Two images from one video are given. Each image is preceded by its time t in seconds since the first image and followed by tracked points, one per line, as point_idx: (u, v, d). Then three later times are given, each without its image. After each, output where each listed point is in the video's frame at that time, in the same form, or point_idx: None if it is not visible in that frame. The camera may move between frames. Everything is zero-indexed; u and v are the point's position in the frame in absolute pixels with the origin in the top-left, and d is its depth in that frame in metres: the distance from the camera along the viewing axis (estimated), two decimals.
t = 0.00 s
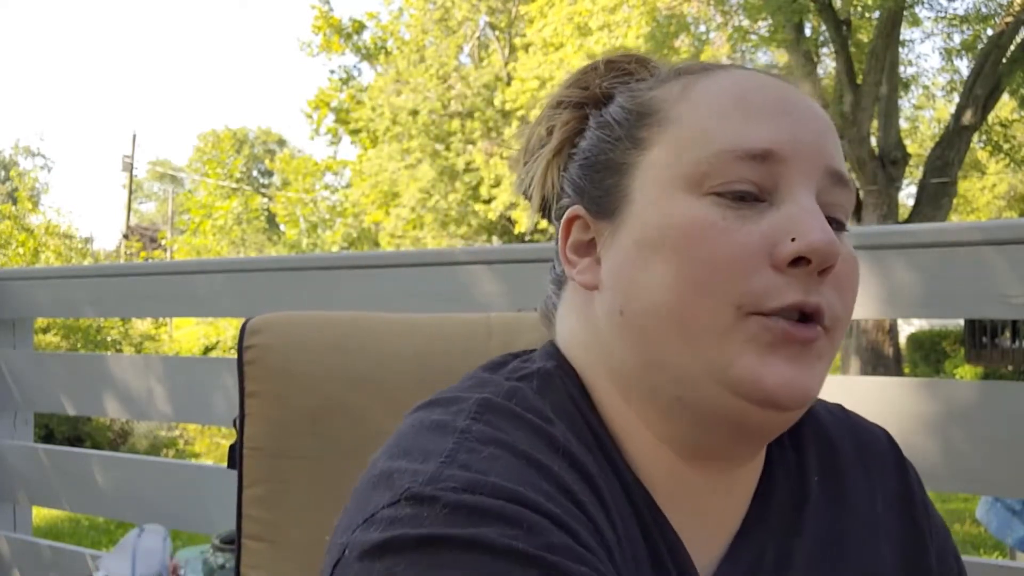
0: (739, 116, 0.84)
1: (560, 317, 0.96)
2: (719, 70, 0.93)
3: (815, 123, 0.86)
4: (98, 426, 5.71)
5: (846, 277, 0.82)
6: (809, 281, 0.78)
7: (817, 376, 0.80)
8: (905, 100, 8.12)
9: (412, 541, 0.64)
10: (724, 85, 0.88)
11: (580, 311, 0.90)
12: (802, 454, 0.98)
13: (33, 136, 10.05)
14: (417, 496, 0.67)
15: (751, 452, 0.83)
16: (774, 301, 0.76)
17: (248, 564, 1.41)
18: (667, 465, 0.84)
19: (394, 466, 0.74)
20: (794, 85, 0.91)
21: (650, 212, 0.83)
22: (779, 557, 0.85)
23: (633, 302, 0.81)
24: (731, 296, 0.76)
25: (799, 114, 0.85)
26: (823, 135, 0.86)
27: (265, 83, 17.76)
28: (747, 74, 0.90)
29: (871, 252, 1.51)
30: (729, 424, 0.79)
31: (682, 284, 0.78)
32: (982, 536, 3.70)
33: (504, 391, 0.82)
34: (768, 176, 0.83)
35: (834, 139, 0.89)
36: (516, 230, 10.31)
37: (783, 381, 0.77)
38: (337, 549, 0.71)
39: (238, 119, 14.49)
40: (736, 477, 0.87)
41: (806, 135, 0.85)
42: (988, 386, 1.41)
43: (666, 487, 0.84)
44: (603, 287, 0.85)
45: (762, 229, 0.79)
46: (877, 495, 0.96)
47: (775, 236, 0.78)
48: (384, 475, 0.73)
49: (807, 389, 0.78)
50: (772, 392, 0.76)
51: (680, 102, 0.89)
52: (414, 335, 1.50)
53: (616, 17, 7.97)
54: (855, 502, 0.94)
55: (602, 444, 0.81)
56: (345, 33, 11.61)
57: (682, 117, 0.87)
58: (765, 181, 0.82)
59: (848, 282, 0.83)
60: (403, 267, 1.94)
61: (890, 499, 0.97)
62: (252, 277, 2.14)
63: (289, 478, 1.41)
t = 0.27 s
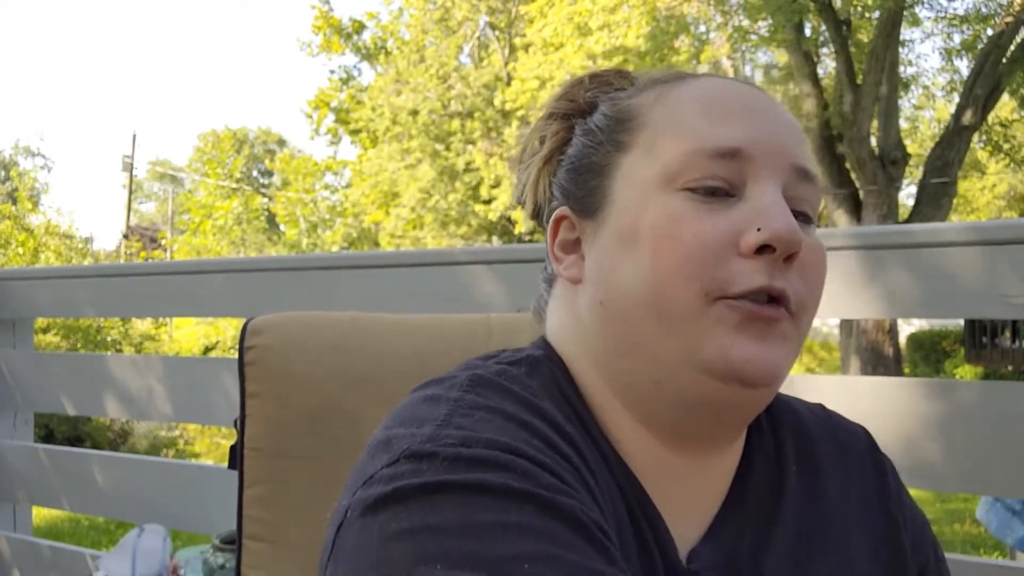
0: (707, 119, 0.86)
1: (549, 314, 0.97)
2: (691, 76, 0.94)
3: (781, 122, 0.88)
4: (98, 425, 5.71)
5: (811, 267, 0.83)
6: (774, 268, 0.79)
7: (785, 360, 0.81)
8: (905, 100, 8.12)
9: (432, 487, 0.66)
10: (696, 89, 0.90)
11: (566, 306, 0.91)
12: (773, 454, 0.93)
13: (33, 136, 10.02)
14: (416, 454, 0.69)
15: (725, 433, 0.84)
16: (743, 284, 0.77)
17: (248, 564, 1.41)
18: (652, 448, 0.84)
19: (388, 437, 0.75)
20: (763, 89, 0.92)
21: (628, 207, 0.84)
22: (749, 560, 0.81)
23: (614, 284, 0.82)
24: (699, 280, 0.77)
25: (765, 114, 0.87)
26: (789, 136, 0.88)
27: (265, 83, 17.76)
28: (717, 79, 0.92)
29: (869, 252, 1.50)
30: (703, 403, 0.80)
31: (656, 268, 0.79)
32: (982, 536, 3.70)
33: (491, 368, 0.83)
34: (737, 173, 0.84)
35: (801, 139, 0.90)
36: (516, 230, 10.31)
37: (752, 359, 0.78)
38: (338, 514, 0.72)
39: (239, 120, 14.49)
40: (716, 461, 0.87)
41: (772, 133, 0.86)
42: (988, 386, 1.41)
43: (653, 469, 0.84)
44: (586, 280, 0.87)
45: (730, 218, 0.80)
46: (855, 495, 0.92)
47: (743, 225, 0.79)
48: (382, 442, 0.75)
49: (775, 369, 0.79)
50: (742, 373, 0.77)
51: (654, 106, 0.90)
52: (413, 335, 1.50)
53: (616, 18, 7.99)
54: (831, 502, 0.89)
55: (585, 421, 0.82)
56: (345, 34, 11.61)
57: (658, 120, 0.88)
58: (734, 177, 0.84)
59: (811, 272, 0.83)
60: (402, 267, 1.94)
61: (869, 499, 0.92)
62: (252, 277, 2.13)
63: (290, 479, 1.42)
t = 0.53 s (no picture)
0: (649, 118, 0.86)
1: (522, 313, 0.98)
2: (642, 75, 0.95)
3: (727, 117, 0.87)
4: (98, 425, 5.70)
5: (752, 258, 0.84)
6: (712, 260, 0.79)
7: (727, 349, 0.81)
8: (905, 100, 8.13)
9: (358, 454, 0.66)
10: (642, 88, 0.90)
11: (532, 304, 0.92)
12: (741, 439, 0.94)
13: (32, 136, 10.01)
14: (357, 427, 0.70)
15: (678, 421, 0.84)
16: (680, 275, 0.78)
17: (248, 565, 1.41)
18: (608, 433, 0.84)
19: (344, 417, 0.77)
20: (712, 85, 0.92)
21: (577, 207, 0.86)
22: (705, 542, 0.83)
23: (563, 278, 0.84)
24: (637, 274, 0.79)
25: (709, 108, 0.86)
26: (736, 131, 0.88)
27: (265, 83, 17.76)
28: (666, 78, 0.92)
29: (866, 252, 1.50)
30: (645, 394, 0.81)
31: (600, 261, 0.81)
32: (982, 536, 3.70)
33: (442, 361, 0.85)
34: (680, 170, 0.84)
35: (749, 133, 0.90)
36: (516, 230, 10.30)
37: (692, 348, 0.78)
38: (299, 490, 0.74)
39: (239, 120, 14.49)
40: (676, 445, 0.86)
41: (715, 128, 0.86)
42: (987, 385, 1.41)
43: (608, 453, 0.84)
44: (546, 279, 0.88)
45: (669, 212, 0.81)
46: (818, 488, 0.92)
47: (682, 219, 0.80)
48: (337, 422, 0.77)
49: (715, 358, 0.80)
50: (681, 365, 0.78)
51: (602, 108, 0.91)
52: (413, 335, 1.50)
53: (616, 18, 8.00)
54: (794, 492, 0.90)
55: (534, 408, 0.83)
56: (345, 34, 11.61)
57: (605, 122, 0.89)
58: (676, 174, 0.84)
59: (754, 264, 0.84)
60: (402, 266, 1.94)
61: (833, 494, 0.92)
62: (252, 277, 2.13)
63: (289, 479, 1.42)
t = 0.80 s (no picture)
0: (545, 129, 0.87)
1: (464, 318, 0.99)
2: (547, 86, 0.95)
3: (621, 121, 0.87)
4: (98, 425, 5.70)
5: (650, 258, 0.83)
6: (599, 264, 0.79)
7: (626, 351, 0.80)
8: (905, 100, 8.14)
9: (225, 484, 0.74)
10: (540, 99, 0.90)
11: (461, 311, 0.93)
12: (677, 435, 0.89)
13: (32, 136, 10.00)
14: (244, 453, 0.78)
15: (593, 419, 0.84)
16: (570, 282, 0.78)
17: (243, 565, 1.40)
18: (522, 426, 0.83)
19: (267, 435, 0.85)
20: (614, 90, 0.92)
21: (483, 220, 0.87)
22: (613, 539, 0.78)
23: (472, 290, 0.85)
24: (529, 283, 0.79)
25: (600, 115, 0.86)
26: (633, 134, 0.87)
27: (265, 83, 17.74)
28: (565, 86, 0.92)
29: (864, 252, 1.50)
30: (547, 395, 0.81)
31: (499, 270, 0.81)
32: (983, 536, 3.70)
33: (356, 376, 0.88)
34: (570, 178, 0.84)
35: (650, 136, 0.89)
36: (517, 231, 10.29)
37: (588, 352, 0.79)
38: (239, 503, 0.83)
39: (239, 120, 14.50)
40: (599, 439, 0.85)
41: (606, 135, 0.86)
42: (987, 386, 1.41)
43: (524, 442, 0.83)
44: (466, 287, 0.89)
45: (561, 221, 0.81)
46: (750, 485, 0.86)
47: (571, 226, 0.80)
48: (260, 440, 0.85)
49: (611, 360, 0.79)
50: (573, 368, 0.78)
51: (504, 122, 0.91)
52: (413, 336, 1.49)
53: (616, 18, 8.01)
54: (725, 489, 0.85)
55: (428, 411, 0.84)
56: (345, 34, 11.60)
57: (506, 136, 0.90)
58: (567, 181, 0.84)
59: (654, 264, 0.83)
60: (402, 267, 1.94)
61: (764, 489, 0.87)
62: (253, 277, 2.13)
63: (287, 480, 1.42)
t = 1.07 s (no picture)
0: (471, 143, 0.92)
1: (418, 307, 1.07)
2: (482, 93, 0.99)
3: (546, 135, 0.92)
4: (98, 425, 5.70)
5: (573, 263, 0.88)
6: (518, 276, 0.85)
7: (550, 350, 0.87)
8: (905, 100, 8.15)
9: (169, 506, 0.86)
10: (471, 109, 0.95)
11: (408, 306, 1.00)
12: (618, 414, 0.94)
13: (33, 136, 9.98)
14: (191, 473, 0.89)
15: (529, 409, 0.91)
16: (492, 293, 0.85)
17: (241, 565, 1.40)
18: (461, 417, 0.92)
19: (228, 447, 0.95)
20: (545, 98, 0.96)
21: (419, 226, 0.93)
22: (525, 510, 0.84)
23: (412, 290, 0.92)
24: (455, 294, 0.86)
25: (524, 130, 0.91)
26: (558, 146, 0.92)
27: (265, 83, 17.73)
28: (498, 95, 0.96)
29: (861, 252, 1.50)
30: (478, 390, 0.89)
31: (430, 277, 0.88)
32: (982, 536, 3.70)
33: (310, 385, 0.98)
34: (496, 192, 0.90)
35: (575, 146, 0.93)
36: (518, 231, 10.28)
37: (510, 356, 0.86)
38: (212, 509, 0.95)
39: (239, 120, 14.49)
40: (535, 425, 0.92)
41: (530, 149, 0.91)
42: (989, 385, 1.41)
43: (465, 430, 0.92)
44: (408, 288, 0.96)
45: (485, 233, 0.87)
46: (684, 459, 0.90)
47: (494, 239, 0.87)
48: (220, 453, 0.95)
49: (531, 362, 0.87)
50: (502, 368, 0.86)
51: (439, 132, 0.96)
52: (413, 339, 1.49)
53: (616, 18, 8.02)
54: (662, 463, 0.89)
55: (362, 410, 0.93)
56: (345, 34, 11.54)
57: (440, 147, 0.95)
58: (492, 194, 0.90)
59: (577, 269, 0.88)
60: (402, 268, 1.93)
61: (700, 463, 0.90)
62: (253, 277, 2.13)
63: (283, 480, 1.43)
